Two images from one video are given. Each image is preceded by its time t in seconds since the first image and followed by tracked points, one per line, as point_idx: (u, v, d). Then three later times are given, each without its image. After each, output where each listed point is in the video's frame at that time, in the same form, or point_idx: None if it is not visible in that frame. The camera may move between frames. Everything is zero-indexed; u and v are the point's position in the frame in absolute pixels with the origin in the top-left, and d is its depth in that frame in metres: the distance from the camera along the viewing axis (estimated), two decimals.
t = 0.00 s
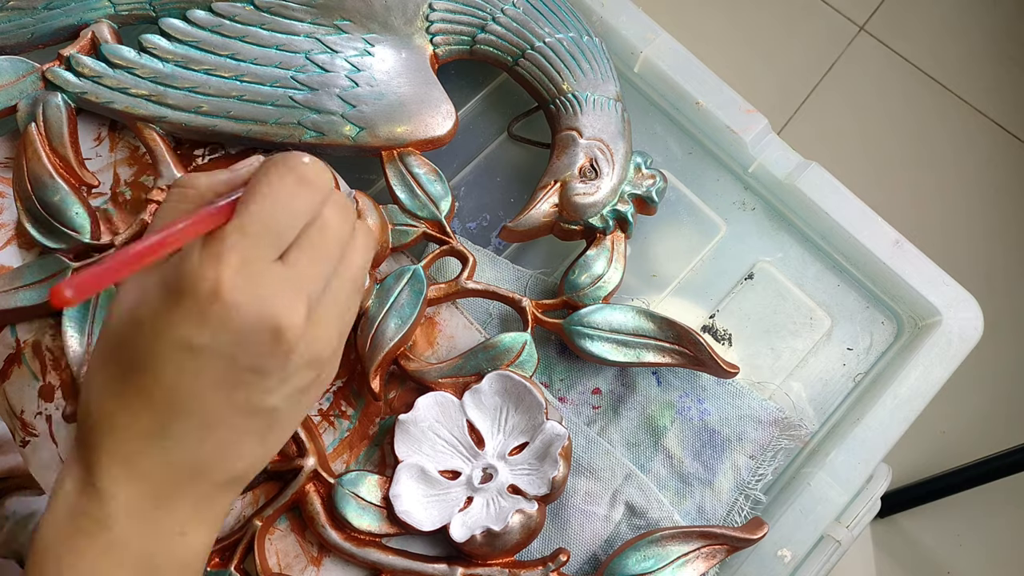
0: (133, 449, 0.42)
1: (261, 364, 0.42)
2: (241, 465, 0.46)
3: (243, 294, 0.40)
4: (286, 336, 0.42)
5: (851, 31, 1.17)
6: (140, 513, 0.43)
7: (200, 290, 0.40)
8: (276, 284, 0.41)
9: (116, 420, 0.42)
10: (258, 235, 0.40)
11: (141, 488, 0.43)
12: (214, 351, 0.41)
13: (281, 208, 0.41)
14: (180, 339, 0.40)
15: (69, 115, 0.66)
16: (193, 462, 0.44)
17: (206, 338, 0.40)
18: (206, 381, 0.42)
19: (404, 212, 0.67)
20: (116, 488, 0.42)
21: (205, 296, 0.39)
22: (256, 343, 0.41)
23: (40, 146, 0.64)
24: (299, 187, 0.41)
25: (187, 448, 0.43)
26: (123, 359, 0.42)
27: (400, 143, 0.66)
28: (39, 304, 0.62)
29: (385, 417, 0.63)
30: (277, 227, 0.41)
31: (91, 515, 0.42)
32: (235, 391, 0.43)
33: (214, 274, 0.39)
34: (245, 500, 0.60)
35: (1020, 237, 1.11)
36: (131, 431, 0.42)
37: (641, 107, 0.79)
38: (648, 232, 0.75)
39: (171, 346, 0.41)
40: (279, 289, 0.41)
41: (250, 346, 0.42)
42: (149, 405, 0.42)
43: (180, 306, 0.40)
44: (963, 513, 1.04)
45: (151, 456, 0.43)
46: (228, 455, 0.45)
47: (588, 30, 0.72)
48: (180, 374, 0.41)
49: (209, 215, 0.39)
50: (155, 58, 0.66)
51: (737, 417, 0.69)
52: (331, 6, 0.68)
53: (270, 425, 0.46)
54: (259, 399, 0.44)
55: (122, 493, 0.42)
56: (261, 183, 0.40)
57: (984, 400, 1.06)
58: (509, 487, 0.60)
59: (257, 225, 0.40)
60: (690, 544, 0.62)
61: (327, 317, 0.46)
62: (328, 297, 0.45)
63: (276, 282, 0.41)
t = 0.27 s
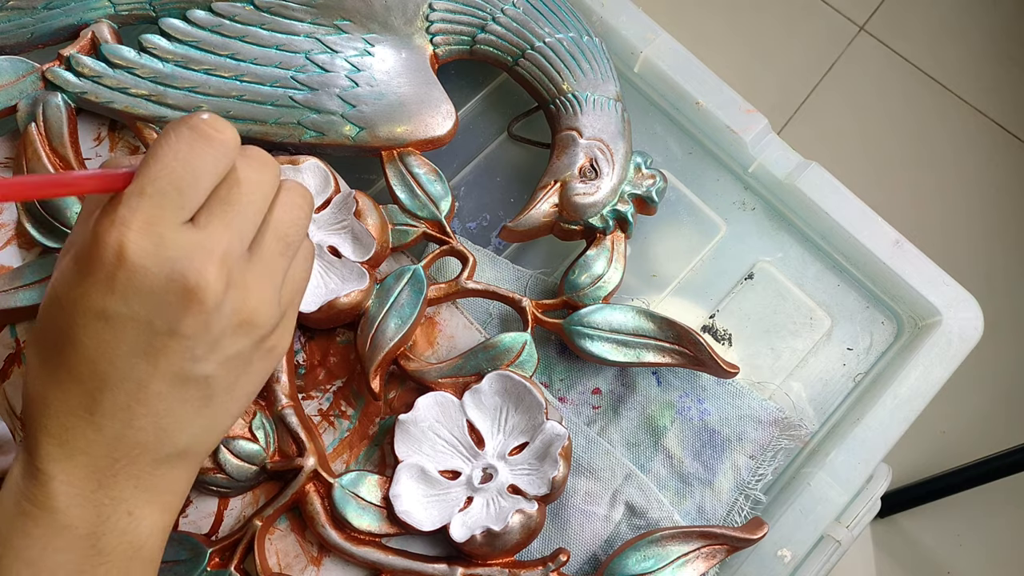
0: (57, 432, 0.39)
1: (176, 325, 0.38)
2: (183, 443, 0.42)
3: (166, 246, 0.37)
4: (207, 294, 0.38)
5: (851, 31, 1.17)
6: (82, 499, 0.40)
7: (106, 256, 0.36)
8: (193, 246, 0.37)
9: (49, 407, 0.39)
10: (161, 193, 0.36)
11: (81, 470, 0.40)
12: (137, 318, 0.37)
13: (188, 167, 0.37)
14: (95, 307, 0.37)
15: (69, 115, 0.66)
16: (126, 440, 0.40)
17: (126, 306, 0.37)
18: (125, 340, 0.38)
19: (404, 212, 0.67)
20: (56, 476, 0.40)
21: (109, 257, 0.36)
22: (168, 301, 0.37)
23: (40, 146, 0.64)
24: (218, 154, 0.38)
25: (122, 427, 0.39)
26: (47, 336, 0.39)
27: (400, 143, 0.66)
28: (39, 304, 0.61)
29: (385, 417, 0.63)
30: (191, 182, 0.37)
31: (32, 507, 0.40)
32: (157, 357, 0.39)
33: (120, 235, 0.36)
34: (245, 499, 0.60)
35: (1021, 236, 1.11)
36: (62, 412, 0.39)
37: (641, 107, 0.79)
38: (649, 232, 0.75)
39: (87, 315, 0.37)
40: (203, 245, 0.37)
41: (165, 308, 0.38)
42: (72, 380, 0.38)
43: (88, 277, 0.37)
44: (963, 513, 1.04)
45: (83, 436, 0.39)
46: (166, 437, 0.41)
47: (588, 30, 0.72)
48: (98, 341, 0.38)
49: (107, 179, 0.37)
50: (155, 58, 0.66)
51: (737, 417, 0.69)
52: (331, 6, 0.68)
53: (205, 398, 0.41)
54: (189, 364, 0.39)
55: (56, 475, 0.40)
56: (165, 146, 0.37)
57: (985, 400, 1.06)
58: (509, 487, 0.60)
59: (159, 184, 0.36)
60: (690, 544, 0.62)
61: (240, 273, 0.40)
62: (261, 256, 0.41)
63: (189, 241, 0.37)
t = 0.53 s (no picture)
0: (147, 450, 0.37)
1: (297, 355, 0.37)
2: (268, 470, 0.41)
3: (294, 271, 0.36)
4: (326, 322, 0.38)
5: (851, 32, 1.17)
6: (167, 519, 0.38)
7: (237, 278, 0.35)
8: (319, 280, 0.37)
9: (144, 428, 0.36)
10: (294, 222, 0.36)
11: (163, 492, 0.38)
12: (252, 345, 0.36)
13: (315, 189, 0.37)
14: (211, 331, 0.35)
15: (69, 115, 0.66)
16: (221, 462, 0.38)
17: (245, 330, 0.35)
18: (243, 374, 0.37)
19: (404, 212, 0.67)
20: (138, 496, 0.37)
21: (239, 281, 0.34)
22: (294, 330, 0.37)
23: (40, 146, 0.64)
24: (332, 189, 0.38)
25: (215, 451, 0.38)
26: (136, 348, 0.36)
27: (400, 143, 0.66)
28: (39, 304, 0.61)
29: (385, 417, 0.64)
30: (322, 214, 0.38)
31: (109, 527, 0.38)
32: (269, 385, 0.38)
33: (252, 257, 0.34)
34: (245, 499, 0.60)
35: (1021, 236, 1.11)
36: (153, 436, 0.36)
37: (641, 107, 0.79)
38: (648, 232, 0.75)
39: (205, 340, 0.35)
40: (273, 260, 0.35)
41: (288, 335, 0.37)
42: (175, 404, 0.36)
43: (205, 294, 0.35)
44: (963, 514, 1.04)
45: (175, 460, 0.37)
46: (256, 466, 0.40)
47: (588, 31, 0.72)
48: (211, 367, 0.36)
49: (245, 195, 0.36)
50: (155, 58, 0.66)
51: (737, 417, 0.69)
52: (331, 6, 0.68)
53: (298, 424, 0.41)
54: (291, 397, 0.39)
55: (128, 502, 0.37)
56: (290, 168, 0.37)
57: (985, 400, 1.06)
58: (509, 487, 0.60)
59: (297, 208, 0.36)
60: (690, 544, 0.62)
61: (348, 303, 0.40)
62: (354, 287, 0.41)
63: (319, 271, 0.38)
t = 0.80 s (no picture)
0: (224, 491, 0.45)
1: (360, 419, 0.46)
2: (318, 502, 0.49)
3: (363, 361, 0.44)
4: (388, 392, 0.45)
5: (851, 31, 1.17)
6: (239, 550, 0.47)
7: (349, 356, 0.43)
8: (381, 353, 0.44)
9: (228, 478, 0.45)
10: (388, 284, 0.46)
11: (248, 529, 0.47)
12: (337, 413, 0.44)
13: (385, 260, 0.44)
14: (311, 407, 0.44)
15: (69, 115, 0.66)
16: (284, 507, 0.47)
17: (332, 403, 0.44)
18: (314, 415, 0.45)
19: (404, 212, 0.67)
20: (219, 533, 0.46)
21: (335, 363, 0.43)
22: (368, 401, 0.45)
23: (40, 146, 0.64)
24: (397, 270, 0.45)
25: (281, 501, 0.47)
26: (231, 408, 0.44)
27: (401, 143, 0.66)
28: (39, 304, 0.61)
29: (385, 417, 0.63)
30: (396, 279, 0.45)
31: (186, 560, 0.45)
32: (338, 443, 0.46)
33: (344, 346, 0.43)
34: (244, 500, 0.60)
35: (1021, 236, 1.11)
36: (239, 480, 0.45)
37: (641, 107, 0.79)
38: (648, 232, 0.75)
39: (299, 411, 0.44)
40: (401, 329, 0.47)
41: (365, 407, 0.45)
42: (260, 459, 0.45)
43: (303, 376, 0.43)
44: (963, 513, 1.04)
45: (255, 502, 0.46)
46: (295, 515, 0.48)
47: (588, 31, 0.72)
48: (297, 437, 0.45)
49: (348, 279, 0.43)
50: (155, 58, 0.66)
51: (737, 417, 0.69)
52: (331, 6, 0.68)
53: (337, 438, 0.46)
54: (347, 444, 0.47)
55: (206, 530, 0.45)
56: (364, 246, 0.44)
57: (984, 400, 1.06)
58: (509, 487, 0.60)
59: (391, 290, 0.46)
60: (690, 544, 0.62)
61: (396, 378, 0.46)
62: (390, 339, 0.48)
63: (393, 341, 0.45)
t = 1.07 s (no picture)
0: (224, 509, 0.45)
1: (347, 436, 0.46)
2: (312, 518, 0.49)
3: (337, 373, 0.45)
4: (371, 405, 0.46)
5: (850, 32, 1.17)
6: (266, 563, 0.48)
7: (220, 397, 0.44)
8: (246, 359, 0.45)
9: (200, 506, 0.45)
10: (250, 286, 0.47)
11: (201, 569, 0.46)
12: (324, 427, 0.45)
13: (349, 271, 0.45)
14: (260, 424, 0.44)
15: (69, 115, 0.66)
16: (266, 531, 0.47)
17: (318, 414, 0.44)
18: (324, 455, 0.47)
19: (404, 212, 0.67)
20: (184, 567, 0.45)
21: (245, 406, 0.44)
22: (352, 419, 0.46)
23: (40, 146, 0.64)
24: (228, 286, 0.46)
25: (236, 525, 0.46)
26: (195, 427, 0.45)
27: (401, 143, 0.66)
28: (39, 304, 0.61)
29: (385, 417, 0.63)
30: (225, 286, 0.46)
31: None
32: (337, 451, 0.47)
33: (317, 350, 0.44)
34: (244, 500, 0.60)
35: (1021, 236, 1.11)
36: (225, 502, 0.45)
37: (641, 107, 0.79)
38: (648, 232, 0.76)
39: (260, 434, 0.44)
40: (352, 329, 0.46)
41: (345, 421, 0.46)
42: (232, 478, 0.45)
43: (273, 389, 0.44)
44: (963, 513, 1.04)
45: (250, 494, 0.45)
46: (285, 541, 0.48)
47: (588, 31, 0.72)
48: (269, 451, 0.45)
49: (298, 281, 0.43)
50: (155, 58, 0.66)
51: (737, 417, 0.69)
52: (331, 6, 0.68)
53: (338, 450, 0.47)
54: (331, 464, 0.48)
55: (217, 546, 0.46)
56: (331, 247, 0.45)
57: (985, 400, 1.06)
58: (509, 487, 0.60)
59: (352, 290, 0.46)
60: (690, 544, 0.62)
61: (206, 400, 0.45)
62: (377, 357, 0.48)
63: (367, 353, 0.46)
